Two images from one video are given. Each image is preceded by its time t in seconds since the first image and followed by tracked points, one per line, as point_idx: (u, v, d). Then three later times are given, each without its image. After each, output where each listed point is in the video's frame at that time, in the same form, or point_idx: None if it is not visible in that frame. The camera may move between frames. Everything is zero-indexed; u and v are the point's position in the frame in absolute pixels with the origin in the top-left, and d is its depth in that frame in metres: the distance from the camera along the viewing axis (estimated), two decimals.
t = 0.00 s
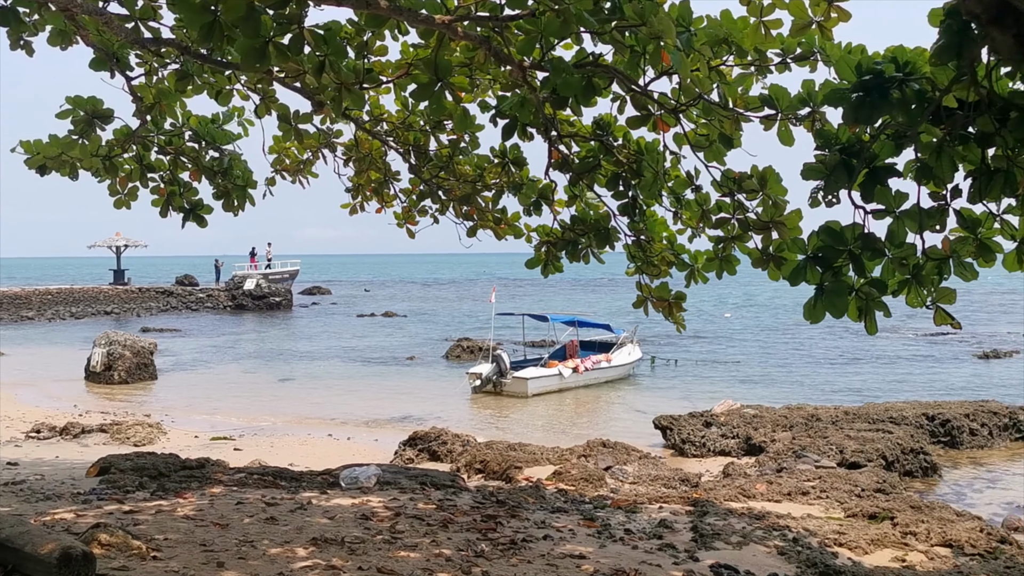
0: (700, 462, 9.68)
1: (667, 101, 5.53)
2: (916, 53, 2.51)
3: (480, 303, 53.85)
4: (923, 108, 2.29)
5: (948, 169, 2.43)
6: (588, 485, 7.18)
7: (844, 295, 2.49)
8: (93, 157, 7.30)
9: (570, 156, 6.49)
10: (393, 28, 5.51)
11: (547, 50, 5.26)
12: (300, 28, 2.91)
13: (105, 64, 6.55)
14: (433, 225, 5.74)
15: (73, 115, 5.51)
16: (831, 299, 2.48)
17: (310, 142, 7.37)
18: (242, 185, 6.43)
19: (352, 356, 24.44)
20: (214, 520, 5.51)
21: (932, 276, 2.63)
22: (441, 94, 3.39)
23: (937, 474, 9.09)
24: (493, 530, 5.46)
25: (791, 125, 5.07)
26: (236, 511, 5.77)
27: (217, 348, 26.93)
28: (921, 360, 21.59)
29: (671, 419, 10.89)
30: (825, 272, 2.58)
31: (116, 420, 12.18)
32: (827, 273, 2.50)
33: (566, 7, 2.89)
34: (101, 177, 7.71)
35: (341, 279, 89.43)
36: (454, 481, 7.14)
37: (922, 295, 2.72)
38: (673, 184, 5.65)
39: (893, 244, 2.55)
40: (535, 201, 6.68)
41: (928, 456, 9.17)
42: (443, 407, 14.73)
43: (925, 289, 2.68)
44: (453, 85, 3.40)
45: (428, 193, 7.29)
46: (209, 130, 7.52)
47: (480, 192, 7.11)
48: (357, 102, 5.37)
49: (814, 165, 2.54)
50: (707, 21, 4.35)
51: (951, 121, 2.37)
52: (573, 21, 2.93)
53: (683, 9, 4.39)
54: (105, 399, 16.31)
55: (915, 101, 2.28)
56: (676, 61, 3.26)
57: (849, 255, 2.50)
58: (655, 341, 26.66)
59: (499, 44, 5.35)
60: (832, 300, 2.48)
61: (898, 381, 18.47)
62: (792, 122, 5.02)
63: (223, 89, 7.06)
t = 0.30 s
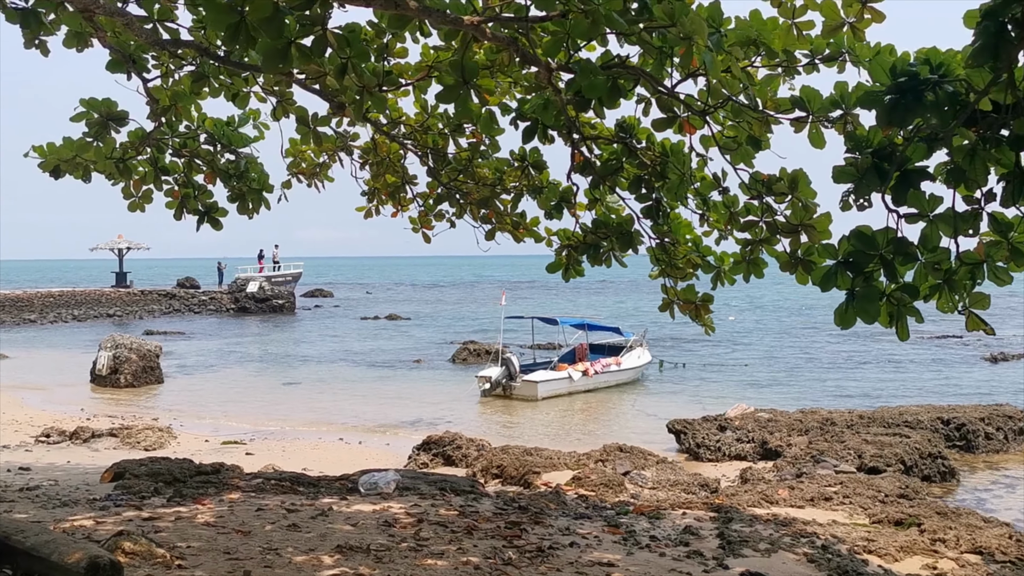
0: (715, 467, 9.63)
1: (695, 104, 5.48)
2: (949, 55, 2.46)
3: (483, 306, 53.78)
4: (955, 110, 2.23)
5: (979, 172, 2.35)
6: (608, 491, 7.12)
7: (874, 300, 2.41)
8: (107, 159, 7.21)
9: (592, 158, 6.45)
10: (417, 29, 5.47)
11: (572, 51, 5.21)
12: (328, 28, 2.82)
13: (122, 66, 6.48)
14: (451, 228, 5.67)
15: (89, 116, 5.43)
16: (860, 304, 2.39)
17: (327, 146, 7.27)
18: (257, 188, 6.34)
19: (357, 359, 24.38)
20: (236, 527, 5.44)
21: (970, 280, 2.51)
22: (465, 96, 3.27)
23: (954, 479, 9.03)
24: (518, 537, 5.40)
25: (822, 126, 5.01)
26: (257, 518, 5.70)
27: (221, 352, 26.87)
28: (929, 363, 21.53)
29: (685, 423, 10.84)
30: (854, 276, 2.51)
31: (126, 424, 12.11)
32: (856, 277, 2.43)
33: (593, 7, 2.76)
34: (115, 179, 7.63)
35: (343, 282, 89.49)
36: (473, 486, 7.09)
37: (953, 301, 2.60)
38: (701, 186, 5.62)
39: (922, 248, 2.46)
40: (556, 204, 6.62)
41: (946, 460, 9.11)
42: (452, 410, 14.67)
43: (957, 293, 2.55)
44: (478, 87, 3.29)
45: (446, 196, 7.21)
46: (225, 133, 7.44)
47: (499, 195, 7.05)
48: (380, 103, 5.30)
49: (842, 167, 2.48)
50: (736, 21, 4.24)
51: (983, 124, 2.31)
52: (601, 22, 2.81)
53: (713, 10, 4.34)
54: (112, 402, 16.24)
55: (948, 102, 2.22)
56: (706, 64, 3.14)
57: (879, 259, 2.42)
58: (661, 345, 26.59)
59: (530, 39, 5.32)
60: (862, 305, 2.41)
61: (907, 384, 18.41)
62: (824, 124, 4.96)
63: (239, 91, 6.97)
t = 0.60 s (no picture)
0: (717, 468, 9.58)
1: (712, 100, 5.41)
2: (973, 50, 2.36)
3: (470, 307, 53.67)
4: (980, 108, 2.13)
5: (1004, 171, 2.25)
6: (615, 494, 7.05)
7: (895, 302, 2.30)
8: (104, 157, 7.06)
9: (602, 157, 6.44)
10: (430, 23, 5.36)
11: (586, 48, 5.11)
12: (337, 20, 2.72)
13: (121, 61, 6.33)
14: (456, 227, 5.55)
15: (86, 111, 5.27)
16: (880, 305, 2.29)
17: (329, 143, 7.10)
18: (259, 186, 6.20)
19: (348, 361, 24.22)
20: (242, 532, 5.31)
21: (992, 282, 2.40)
22: (479, 94, 3.15)
23: (957, 481, 8.99)
24: (530, 542, 5.31)
25: (841, 124, 4.92)
26: (262, 523, 5.57)
27: (209, 353, 26.64)
28: (920, 365, 21.57)
29: (684, 425, 10.78)
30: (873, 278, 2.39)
31: (117, 427, 11.94)
32: (877, 278, 2.33)
33: (610, 3, 2.65)
34: (111, 178, 7.47)
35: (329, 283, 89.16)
36: (479, 490, 6.98)
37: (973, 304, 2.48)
38: (715, 184, 5.56)
39: (945, 247, 2.35)
40: (565, 204, 6.52)
41: (949, 462, 9.07)
42: (447, 412, 14.56)
43: (978, 294, 2.41)
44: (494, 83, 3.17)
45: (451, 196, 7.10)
46: (224, 130, 7.30)
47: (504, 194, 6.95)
48: (391, 99, 5.17)
49: (863, 165, 2.39)
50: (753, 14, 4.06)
51: (1008, 123, 2.21)
52: (619, 18, 2.71)
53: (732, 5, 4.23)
54: (102, 405, 16.04)
55: (971, 98, 2.13)
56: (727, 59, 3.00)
57: (900, 260, 2.32)
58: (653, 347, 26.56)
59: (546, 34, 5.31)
60: (883, 306, 2.30)
61: (900, 385, 18.43)
62: (843, 122, 4.86)
63: (240, 87, 6.84)
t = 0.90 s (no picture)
0: (713, 472, 9.54)
1: (723, 101, 5.37)
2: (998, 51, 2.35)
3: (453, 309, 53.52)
4: (998, 113, 2.18)
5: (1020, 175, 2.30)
6: (617, 499, 6.99)
7: (910, 305, 2.37)
8: (98, 158, 6.93)
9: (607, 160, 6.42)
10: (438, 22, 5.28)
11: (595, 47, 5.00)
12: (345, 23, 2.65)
13: (116, 58, 6.21)
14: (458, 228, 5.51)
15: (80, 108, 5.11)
16: (896, 309, 2.35)
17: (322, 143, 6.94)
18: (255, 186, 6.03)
19: (333, 364, 24.04)
20: (245, 541, 5.20)
21: (1007, 286, 2.45)
22: (485, 95, 3.05)
23: (954, 483, 8.99)
24: (539, 549, 5.24)
25: (854, 126, 4.86)
26: (263, 530, 5.46)
27: (192, 356, 26.37)
28: (906, 366, 21.66)
29: (679, 427, 10.75)
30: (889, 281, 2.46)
31: (103, 431, 11.75)
32: (892, 282, 2.41)
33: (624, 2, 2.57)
34: (104, 180, 7.37)
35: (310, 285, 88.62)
36: (481, 495, 6.90)
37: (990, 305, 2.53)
38: (724, 186, 5.52)
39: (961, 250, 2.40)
40: (568, 206, 6.42)
41: (945, 465, 9.07)
42: (437, 414, 14.45)
43: (993, 296, 2.46)
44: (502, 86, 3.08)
45: (450, 197, 6.99)
46: (220, 130, 7.20)
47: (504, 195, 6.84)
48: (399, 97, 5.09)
49: (880, 168, 2.43)
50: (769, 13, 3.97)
51: None
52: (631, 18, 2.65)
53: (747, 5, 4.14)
54: (86, 408, 15.82)
55: (990, 102, 2.17)
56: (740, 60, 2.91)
57: (916, 263, 2.40)
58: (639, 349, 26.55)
59: (554, 35, 5.25)
60: (898, 309, 2.36)
61: (888, 386, 18.49)
62: (857, 123, 4.80)
63: (237, 86, 6.71)
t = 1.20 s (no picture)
0: (717, 473, 9.51)
1: (741, 100, 5.33)
2: (1021, 53, 2.39)
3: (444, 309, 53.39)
4: None
5: None
6: (626, 501, 6.94)
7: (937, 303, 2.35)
8: (102, 157, 6.86)
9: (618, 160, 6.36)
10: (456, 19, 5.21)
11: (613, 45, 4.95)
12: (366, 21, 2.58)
13: (123, 56, 6.13)
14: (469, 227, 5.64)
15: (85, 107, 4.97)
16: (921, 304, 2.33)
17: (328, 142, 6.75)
18: (262, 186, 5.86)
19: (326, 364, 23.90)
20: (258, 545, 5.12)
21: None
22: (505, 93, 3.03)
23: (959, 485, 8.97)
24: (557, 553, 5.18)
25: (876, 126, 4.81)
26: (275, 534, 5.39)
27: (184, 357, 26.17)
28: (900, 367, 21.69)
29: (681, 428, 10.72)
30: (915, 280, 2.45)
31: (100, 433, 11.62)
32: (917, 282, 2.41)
33: None
34: (108, 180, 7.32)
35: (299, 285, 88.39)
36: (490, 497, 6.84)
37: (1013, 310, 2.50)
38: (740, 186, 5.47)
39: (987, 251, 2.37)
40: (579, 205, 6.34)
41: (950, 466, 9.05)
42: (435, 415, 14.37)
43: (1018, 300, 2.43)
44: (522, 83, 3.05)
45: (458, 196, 6.90)
46: (226, 129, 7.15)
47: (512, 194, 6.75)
48: (413, 96, 5.03)
49: (906, 168, 2.49)
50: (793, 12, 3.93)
51: None
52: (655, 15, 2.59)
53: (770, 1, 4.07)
54: (79, 409, 15.67)
55: (1016, 101, 2.17)
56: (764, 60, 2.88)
57: (941, 264, 2.40)
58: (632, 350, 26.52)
59: (570, 34, 5.22)
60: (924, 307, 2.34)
61: (883, 386, 18.52)
62: (880, 123, 4.76)
63: (244, 83, 6.63)
